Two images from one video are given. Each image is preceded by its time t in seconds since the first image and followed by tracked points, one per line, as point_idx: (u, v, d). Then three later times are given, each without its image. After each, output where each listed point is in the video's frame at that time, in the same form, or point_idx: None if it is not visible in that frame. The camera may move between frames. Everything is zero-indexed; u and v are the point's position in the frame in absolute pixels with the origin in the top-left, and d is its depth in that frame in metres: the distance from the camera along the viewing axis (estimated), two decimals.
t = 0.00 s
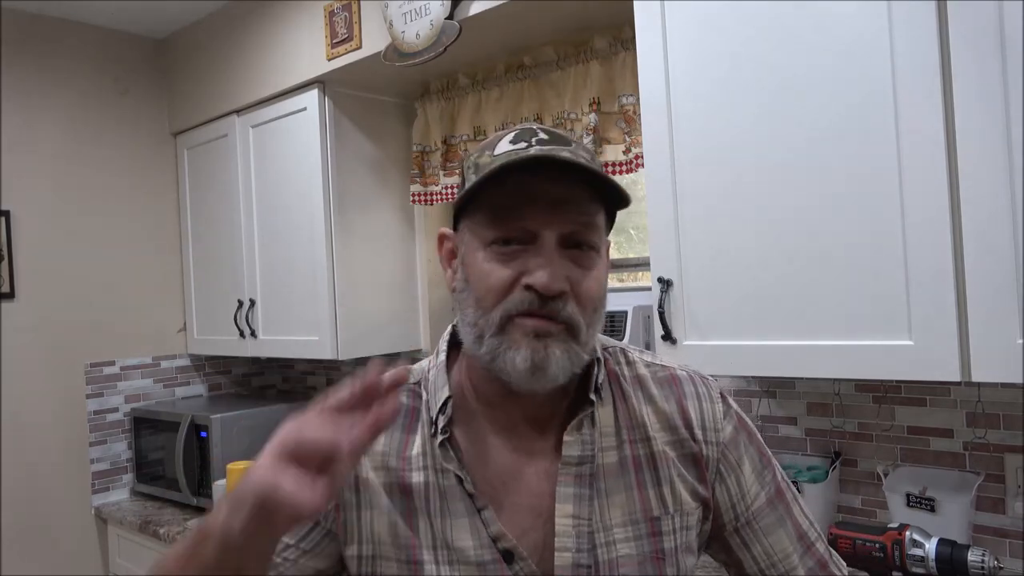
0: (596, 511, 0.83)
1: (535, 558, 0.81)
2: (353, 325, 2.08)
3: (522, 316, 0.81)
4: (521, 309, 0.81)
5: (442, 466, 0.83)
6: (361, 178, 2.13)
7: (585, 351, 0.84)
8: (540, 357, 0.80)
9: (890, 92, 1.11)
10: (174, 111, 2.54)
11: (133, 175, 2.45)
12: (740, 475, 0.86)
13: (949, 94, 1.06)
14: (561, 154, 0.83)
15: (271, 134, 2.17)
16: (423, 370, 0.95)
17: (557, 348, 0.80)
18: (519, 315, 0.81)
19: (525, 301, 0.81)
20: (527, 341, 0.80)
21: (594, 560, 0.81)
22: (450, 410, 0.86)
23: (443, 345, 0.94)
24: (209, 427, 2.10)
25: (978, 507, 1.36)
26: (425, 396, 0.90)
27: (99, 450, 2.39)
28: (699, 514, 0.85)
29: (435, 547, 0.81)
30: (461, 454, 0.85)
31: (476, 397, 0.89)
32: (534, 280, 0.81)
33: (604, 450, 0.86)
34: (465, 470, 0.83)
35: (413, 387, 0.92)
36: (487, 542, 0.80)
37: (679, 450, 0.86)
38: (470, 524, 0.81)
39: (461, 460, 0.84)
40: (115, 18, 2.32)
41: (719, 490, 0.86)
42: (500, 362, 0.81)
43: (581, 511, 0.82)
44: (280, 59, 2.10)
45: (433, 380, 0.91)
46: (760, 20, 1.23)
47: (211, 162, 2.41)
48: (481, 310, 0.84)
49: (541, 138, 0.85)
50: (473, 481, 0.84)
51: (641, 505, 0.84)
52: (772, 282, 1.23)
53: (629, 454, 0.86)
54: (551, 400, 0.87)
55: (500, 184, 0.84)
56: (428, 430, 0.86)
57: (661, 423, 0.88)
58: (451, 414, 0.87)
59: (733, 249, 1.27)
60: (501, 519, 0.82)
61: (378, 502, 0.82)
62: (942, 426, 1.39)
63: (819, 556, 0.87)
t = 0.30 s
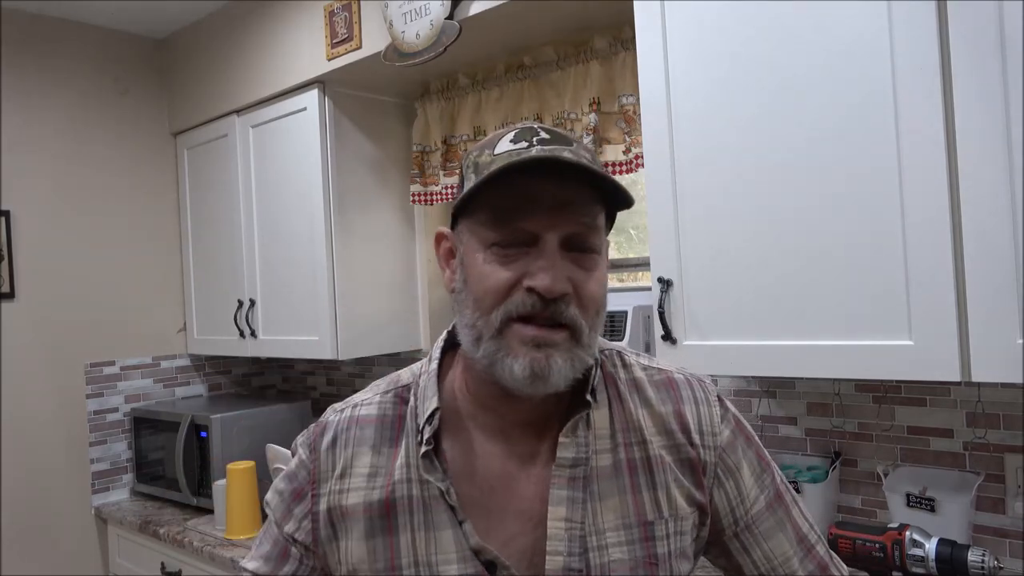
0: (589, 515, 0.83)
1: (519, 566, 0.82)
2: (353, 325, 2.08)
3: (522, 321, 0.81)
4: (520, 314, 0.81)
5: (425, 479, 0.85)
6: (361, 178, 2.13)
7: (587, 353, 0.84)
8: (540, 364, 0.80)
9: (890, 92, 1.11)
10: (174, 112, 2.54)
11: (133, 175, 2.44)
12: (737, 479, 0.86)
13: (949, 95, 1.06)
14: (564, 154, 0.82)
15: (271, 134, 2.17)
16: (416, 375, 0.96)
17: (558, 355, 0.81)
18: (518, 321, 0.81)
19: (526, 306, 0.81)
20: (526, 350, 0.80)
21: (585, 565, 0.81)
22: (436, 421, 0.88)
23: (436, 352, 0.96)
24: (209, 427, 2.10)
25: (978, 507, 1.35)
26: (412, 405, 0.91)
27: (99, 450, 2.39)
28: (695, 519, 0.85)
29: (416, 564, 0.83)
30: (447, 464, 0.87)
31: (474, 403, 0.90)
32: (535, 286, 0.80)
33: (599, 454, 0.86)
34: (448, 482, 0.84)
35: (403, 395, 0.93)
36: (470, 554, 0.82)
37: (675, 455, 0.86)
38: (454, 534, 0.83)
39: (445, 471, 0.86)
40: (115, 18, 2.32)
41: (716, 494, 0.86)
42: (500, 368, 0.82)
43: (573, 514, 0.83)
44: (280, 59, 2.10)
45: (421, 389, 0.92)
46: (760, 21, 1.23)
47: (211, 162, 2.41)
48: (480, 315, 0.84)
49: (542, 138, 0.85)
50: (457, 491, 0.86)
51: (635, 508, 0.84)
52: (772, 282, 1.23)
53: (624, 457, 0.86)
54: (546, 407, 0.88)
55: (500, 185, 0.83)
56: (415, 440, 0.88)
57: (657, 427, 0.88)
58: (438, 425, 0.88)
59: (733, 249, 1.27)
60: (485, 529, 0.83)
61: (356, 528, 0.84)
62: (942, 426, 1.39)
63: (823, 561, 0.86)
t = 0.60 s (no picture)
0: (584, 521, 0.83)
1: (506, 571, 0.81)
2: (353, 325, 2.08)
3: (575, 331, 0.80)
4: (570, 325, 0.80)
5: (414, 487, 0.86)
6: (361, 178, 2.13)
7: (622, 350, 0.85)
8: (603, 368, 0.80)
9: (890, 92, 1.11)
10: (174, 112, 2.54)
11: (134, 175, 2.45)
12: (735, 484, 0.86)
13: (949, 95, 1.06)
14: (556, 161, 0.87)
15: (271, 134, 2.17)
16: (410, 380, 0.98)
17: (611, 355, 0.81)
18: (573, 331, 0.80)
19: (576, 315, 0.80)
20: (587, 358, 0.80)
21: (579, 571, 0.81)
22: (430, 430, 0.88)
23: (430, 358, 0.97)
24: (209, 427, 2.10)
25: (978, 507, 1.35)
26: (403, 411, 0.93)
27: (99, 450, 2.39)
28: (693, 525, 0.85)
29: (406, 570, 0.85)
30: (438, 475, 0.88)
31: (485, 418, 0.89)
32: (585, 292, 0.80)
33: (595, 460, 0.86)
34: (436, 490, 0.86)
35: (396, 401, 0.96)
36: (457, 562, 0.83)
37: (671, 460, 0.86)
38: (443, 542, 0.84)
39: (433, 481, 0.87)
40: (115, 18, 2.32)
41: (713, 498, 0.86)
42: (565, 386, 0.79)
43: (570, 520, 0.82)
44: (279, 59, 2.10)
45: (413, 395, 0.94)
46: (760, 21, 1.23)
47: (211, 162, 2.41)
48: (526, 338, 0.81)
49: (527, 145, 0.88)
50: (446, 500, 0.86)
51: (631, 515, 0.84)
52: (772, 282, 1.23)
53: (620, 462, 0.86)
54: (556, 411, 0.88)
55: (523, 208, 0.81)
56: (404, 448, 0.89)
57: (653, 432, 0.88)
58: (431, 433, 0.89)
59: (732, 249, 1.27)
60: (476, 538, 0.84)
61: (346, 536, 0.87)
62: (942, 426, 1.39)
63: (821, 564, 0.86)
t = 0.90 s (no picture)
0: (582, 524, 0.83)
1: None
2: (353, 325, 2.08)
3: (568, 329, 0.80)
4: (562, 322, 0.80)
5: (410, 489, 0.86)
6: (361, 178, 2.13)
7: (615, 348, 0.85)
8: (596, 366, 0.80)
9: (890, 92, 1.11)
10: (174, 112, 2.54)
11: (134, 175, 2.45)
12: (735, 486, 0.86)
13: (949, 96, 1.06)
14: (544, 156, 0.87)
15: (271, 134, 2.17)
16: (406, 379, 0.98)
17: (604, 353, 0.81)
18: (565, 328, 0.80)
19: (568, 313, 0.80)
20: (580, 355, 0.80)
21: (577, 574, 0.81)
22: (427, 432, 0.89)
23: (428, 359, 0.97)
24: (209, 427, 2.10)
25: (978, 507, 1.35)
26: (400, 410, 0.94)
27: (99, 450, 2.39)
28: (691, 528, 0.85)
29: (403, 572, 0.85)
30: (435, 480, 0.88)
31: (482, 420, 0.89)
32: (577, 289, 0.80)
33: (593, 462, 0.86)
34: (433, 492, 0.86)
35: (392, 401, 0.96)
36: (454, 566, 0.83)
37: (670, 462, 0.86)
38: (439, 545, 0.84)
39: (430, 485, 0.87)
40: (116, 18, 2.32)
41: (713, 501, 0.86)
42: (557, 384, 0.79)
43: (567, 524, 0.82)
44: (279, 59, 2.10)
45: (410, 395, 0.94)
46: (760, 21, 1.23)
47: (211, 162, 2.41)
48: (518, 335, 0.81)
49: (513, 141, 0.88)
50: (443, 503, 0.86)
51: (629, 519, 0.84)
52: (772, 283, 1.23)
53: (619, 465, 0.86)
54: (552, 413, 0.88)
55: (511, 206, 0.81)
56: (401, 449, 0.89)
57: (652, 435, 0.88)
58: (428, 437, 0.89)
59: (732, 249, 1.27)
60: (472, 542, 0.83)
61: (343, 537, 0.87)
62: (942, 426, 1.39)
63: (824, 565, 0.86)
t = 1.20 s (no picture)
0: (579, 519, 0.83)
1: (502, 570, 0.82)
2: (353, 325, 2.08)
3: (584, 313, 0.81)
4: (580, 306, 0.81)
5: (410, 486, 0.86)
6: (361, 178, 2.13)
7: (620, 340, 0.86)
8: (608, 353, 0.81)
9: (890, 92, 1.11)
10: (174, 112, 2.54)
11: (135, 175, 2.45)
12: (735, 485, 0.86)
13: (949, 96, 1.06)
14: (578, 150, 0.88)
15: (271, 134, 2.17)
16: (407, 379, 0.97)
17: (615, 342, 0.83)
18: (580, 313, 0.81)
19: (585, 296, 0.81)
20: (594, 340, 0.81)
21: (573, 569, 0.82)
22: (426, 430, 0.88)
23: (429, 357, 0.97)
24: (209, 427, 2.10)
25: (978, 507, 1.35)
26: (401, 409, 0.93)
27: (99, 450, 2.39)
28: (687, 526, 0.85)
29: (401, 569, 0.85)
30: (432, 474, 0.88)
31: (481, 411, 0.89)
32: (597, 275, 0.81)
33: (591, 457, 0.86)
34: (430, 488, 0.86)
35: (393, 400, 0.95)
36: (451, 563, 0.83)
37: (669, 460, 0.86)
38: (437, 542, 0.84)
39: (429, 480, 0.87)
40: (116, 18, 2.32)
41: (711, 499, 0.86)
42: (571, 364, 0.80)
43: (565, 518, 0.83)
44: (279, 59, 2.10)
45: (411, 394, 0.93)
46: (761, 21, 1.23)
47: (211, 162, 2.41)
48: (534, 312, 0.81)
49: (549, 135, 0.89)
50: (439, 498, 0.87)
51: (625, 514, 0.84)
52: (772, 282, 1.23)
53: (616, 462, 0.86)
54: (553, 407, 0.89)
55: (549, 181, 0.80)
56: (401, 447, 0.89)
57: (650, 433, 0.88)
58: (427, 434, 0.89)
59: (732, 248, 1.27)
60: (467, 536, 0.84)
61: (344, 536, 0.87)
62: (942, 426, 1.39)
63: (825, 564, 0.86)
